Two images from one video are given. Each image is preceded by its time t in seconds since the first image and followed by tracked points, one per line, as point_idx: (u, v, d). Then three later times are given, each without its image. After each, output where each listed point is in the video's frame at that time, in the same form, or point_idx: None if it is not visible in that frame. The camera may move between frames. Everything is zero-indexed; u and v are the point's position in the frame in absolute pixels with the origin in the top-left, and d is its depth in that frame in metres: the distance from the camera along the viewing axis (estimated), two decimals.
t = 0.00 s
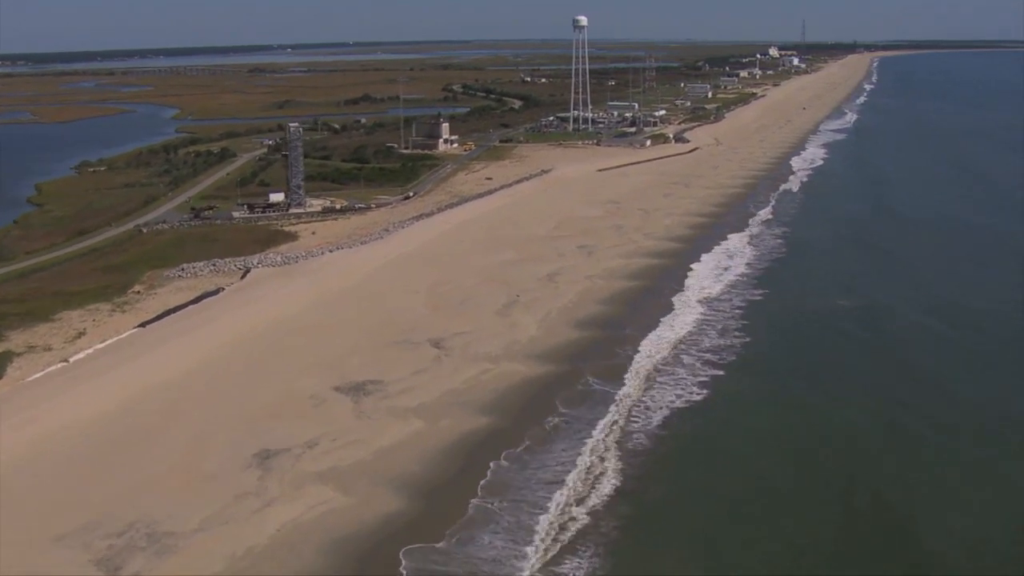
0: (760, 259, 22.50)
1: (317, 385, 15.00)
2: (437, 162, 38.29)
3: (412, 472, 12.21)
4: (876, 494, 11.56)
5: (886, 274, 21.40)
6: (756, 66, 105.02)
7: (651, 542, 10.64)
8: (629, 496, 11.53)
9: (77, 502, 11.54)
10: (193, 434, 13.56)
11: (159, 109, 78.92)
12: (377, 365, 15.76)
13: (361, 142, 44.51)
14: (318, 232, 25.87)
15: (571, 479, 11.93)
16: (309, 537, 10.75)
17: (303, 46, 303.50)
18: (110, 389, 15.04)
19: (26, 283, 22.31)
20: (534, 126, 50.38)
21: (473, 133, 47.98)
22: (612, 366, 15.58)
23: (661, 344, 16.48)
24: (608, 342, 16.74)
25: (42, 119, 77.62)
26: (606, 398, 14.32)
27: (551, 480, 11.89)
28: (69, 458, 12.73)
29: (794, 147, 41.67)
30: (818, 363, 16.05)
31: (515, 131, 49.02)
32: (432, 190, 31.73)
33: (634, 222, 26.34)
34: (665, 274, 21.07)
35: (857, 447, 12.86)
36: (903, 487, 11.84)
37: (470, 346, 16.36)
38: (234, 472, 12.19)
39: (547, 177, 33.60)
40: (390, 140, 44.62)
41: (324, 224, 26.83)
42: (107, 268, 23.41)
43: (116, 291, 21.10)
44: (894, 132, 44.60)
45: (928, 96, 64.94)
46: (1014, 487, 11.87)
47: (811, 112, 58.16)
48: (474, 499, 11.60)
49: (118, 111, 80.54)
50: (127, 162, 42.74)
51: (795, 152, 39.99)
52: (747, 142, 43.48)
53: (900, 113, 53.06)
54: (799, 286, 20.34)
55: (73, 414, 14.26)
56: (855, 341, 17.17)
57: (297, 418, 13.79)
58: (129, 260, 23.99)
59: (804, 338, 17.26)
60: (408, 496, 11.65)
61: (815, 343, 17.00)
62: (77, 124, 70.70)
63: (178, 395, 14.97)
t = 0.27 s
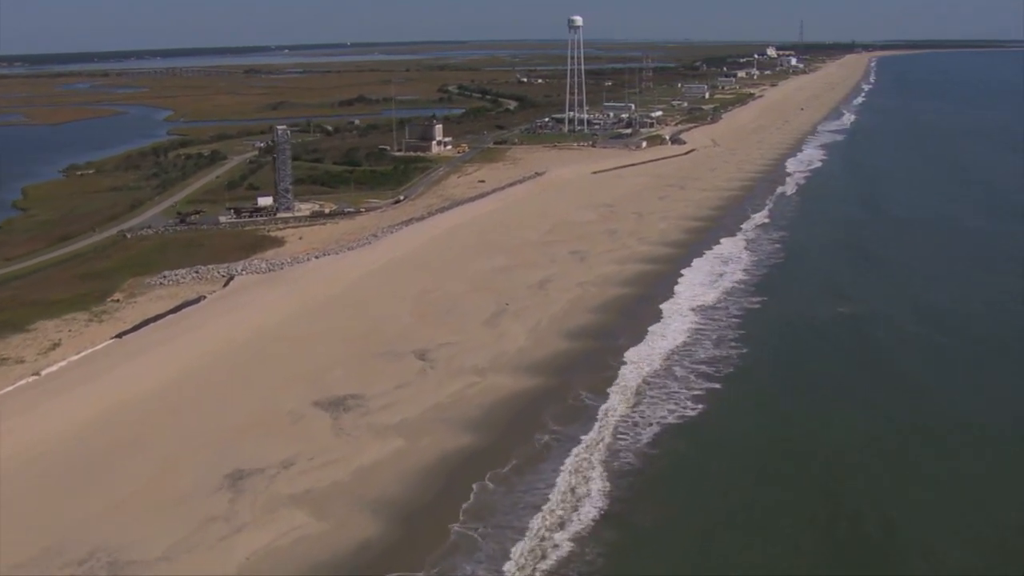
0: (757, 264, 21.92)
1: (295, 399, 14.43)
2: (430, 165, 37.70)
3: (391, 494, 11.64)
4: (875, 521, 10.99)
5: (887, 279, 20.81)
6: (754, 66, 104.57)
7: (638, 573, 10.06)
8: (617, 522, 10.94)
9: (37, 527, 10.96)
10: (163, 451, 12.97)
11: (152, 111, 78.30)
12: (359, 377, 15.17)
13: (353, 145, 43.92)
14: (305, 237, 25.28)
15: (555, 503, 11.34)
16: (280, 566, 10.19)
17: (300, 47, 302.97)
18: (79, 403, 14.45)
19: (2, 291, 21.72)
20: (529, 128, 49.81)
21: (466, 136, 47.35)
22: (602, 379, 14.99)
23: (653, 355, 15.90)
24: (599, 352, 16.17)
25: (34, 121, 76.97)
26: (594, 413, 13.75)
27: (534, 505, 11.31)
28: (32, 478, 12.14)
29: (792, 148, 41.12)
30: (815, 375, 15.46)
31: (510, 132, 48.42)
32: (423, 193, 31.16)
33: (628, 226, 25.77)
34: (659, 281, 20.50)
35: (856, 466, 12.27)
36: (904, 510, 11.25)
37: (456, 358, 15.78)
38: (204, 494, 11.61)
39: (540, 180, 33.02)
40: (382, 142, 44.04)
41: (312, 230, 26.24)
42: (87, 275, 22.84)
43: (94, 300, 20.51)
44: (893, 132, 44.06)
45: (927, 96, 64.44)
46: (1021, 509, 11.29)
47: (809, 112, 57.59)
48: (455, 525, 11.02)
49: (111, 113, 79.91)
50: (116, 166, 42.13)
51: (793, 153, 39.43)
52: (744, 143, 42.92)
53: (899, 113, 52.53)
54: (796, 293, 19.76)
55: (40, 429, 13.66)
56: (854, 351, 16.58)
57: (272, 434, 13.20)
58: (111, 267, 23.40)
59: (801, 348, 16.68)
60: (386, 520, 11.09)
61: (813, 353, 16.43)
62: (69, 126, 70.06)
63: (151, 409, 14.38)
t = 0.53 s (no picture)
0: (753, 270, 21.32)
1: (271, 415, 13.84)
2: (421, 167, 37.12)
3: (367, 520, 11.06)
4: (874, 543, 10.39)
5: (886, 285, 20.22)
6: (751, 66, 104.12)
7: None
8: (602, 549, 10.36)
9: None
10: (130, 469, 12.36)
11: (144, 113, 77.68)
12: (339, 392, 14.59)
13: (344, 147, 43.32)
14: (291, 243, 24.71)
15: (537, 530, 10.74)
16: None
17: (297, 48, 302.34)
18: (44, 420, 13.84)
19: None
20: (523, 129, 49.20)
21: (460, 137, 46.79)
22: (591, 393, 14.40)
23: (644, 367, 15.30)
24: (590, 364, 15.58)
25: (25, 123, 76.28)
26: (581, 430, 13.16)
27: (516, 531, 10.72)
28: None
29: (789, 150, 40.57)
30: (812, 387, 14.87)
31: (504, 134, 47.85)
32: (413, 197, 30.56)
33: (622, 230, 25.17)
34: (652, 288, 19.92)
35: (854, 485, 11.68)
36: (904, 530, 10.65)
37: (440, 371, 15.19)
38: (170, 519, 11.03)
39: (533, 182, 32.42)
40: (374, 145, 43.44)
41: (298, 235, 25.66)
42: (66, 283, 22.24)
43: (70, 309, 19.91)
44: (892, 133, 43.49)
45: (926, 96, 63.93)
46: None
47: (807, 113, 57.08)
48: (432, 553, 10.45)
49: (103, 116, 79.23)
50: (103, 169, 41.52)
51: (790, 155, 38.86)
52: (741, 145, 42.35)
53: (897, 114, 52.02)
54: (793, 300, 19.17)
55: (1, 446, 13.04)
56: (853, 361, 15.98)
57: (245, 454, 12.62)
58: (90, 274, 22.81)
59: (797, 359, 16.08)
60: (360, 549, 10.50)
61: (810, 364, 15.84)
62: (60, 128, 69.41)
63: (119, 424, 13.78)
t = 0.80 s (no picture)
0: (749, 277, 20.72)
1: (243, 433, 13.27)
2: (413, 170, 36.56)
3: (338, 548, 10.49)
4: None
5: (886, 291, 19.63)
6: (748, 66, 103.69)
7: None
8: None
9: None
10: (91, 491, 11.79)
11: (136, 115, 77.04)
12: (316, 408, 14.02)
13: (335, 149, 42.74)
14: (275, 250, 24.14)
15: (515, 559, 10.17)
16: None
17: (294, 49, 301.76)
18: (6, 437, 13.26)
19: None
20: (517, 131, 48.60)
21: (453, 139, 46.21)
22: (578, 408, 13.82)
23: (633, 381, 14.70)
24: (577, 378, 14.97)
25: (17, 125, 75.69)
26: (565, 449, 12.55)
27: (493, 562, 10.15)
28: None
29: (786, 151, 40.02)
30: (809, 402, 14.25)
31: (498, 136, 47.29)
32: (403, 201, 29.97)
33: (614, 234, 24.58)
34: (645, 295, 19.34)
35: (851, 510, 11.09)
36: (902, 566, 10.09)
37: (422, 386, 14.62)
38: (130, 548, 10.46)
39: (526, 185, 31.84)
40: (366, 147, 42.88)
41: (283, 241, 25.08)
42: (43, 292, 21.68)
43: (45, 319, 19.35)
44: (890, 134, 42.98)
45: (924, 96, 63.41)
46: None
47: (804, 113, 56.55)
48: None
49: (95, 117, 78.62)
50: (91, 172, 40.93)
51: (787, 156, 38.29)
52: (737, 146, 41.77)
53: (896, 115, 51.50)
54: (789, 307, 18.56)
55: None
56: (851, 374, 15.37)
57: (214, 476, 12.05)
58: (68, 282, 22.24)
59: (793, 371, 15.50)
60: None
61: (806, 377, 15.27)
62: (51, 131, 68.80)
63: (84, 442, 13.20)
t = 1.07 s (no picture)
0: (744, 284, 20.11)
1: (212, 454, 12.67)
2: (404, 172, 35.94)
3: None
4: None
5: (886, 299, 19.00)
6: (745, 66, 103.18)
7: None
8: None
9: None
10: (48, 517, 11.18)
11: (128, 117, 76.33)
12: (290, 426, 13.42)
13: (326, 152, 42.10)
14: (259, 256, 23.54)
15: None
16: None
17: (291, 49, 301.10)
18: None
19: None
20: (511, 132, 47.98)
21: (446, 141, 45.59)
22: (564, 426, 13.21)
23: (622, 396, 14.08)
24: (564, 392, 14.36)
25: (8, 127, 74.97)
26: (549, 471, 11.95)
27: None
28: None
29: (784, 152, 39.43)
30: (805, 418, 13.63)
31: (491, 137, 46.66)
32: (392, 205, 29.36)
33: (607, 239, 23.97)
34: (636, 304, 18.74)
35: (847, 538, 10.48)
36: None
37: (402, 402, 14.01)
38: None
39: (518, 189, 31.23)
40: (357, 149, 42.25)
41: (268, 248, 24.47)
42: (18, 300, 21.07)
43: (17, 330, 18.73)
44: (889, 135, 42.41)
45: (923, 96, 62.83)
46: None
47: (802, 114, 55.96)
48: None
49: (87, 119, 77.93)
50: (77, 176, 40.28)
51: (784, 158, 37.69)
52: (734, 147, 41.16)
53: (894, 115, 50.95)
54: (786, 316, 17.94)
55: None
56: (850, 387, 14.74)
57: (178, 500, 11.44)
58: (44, 291, 21.62)
59: (789, 385, 14.88)
60: None
61: (803, 390, 14.66)
62: (41, 133, 68.11)
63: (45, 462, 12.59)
